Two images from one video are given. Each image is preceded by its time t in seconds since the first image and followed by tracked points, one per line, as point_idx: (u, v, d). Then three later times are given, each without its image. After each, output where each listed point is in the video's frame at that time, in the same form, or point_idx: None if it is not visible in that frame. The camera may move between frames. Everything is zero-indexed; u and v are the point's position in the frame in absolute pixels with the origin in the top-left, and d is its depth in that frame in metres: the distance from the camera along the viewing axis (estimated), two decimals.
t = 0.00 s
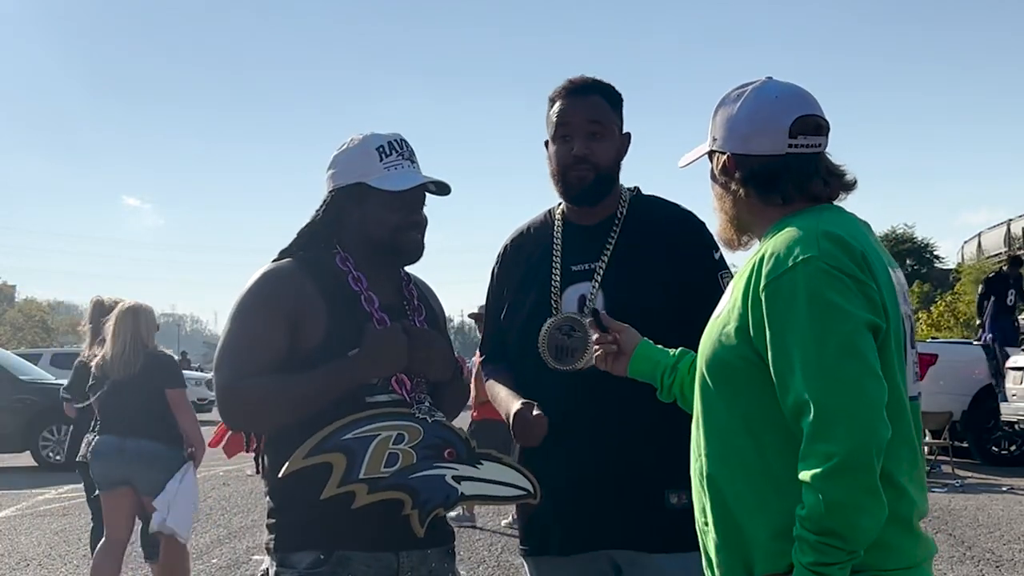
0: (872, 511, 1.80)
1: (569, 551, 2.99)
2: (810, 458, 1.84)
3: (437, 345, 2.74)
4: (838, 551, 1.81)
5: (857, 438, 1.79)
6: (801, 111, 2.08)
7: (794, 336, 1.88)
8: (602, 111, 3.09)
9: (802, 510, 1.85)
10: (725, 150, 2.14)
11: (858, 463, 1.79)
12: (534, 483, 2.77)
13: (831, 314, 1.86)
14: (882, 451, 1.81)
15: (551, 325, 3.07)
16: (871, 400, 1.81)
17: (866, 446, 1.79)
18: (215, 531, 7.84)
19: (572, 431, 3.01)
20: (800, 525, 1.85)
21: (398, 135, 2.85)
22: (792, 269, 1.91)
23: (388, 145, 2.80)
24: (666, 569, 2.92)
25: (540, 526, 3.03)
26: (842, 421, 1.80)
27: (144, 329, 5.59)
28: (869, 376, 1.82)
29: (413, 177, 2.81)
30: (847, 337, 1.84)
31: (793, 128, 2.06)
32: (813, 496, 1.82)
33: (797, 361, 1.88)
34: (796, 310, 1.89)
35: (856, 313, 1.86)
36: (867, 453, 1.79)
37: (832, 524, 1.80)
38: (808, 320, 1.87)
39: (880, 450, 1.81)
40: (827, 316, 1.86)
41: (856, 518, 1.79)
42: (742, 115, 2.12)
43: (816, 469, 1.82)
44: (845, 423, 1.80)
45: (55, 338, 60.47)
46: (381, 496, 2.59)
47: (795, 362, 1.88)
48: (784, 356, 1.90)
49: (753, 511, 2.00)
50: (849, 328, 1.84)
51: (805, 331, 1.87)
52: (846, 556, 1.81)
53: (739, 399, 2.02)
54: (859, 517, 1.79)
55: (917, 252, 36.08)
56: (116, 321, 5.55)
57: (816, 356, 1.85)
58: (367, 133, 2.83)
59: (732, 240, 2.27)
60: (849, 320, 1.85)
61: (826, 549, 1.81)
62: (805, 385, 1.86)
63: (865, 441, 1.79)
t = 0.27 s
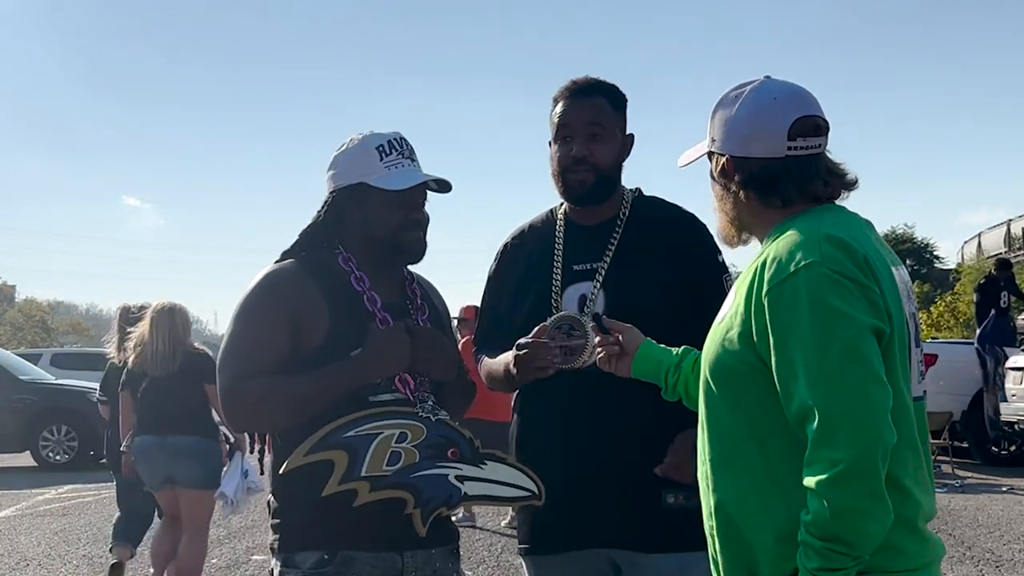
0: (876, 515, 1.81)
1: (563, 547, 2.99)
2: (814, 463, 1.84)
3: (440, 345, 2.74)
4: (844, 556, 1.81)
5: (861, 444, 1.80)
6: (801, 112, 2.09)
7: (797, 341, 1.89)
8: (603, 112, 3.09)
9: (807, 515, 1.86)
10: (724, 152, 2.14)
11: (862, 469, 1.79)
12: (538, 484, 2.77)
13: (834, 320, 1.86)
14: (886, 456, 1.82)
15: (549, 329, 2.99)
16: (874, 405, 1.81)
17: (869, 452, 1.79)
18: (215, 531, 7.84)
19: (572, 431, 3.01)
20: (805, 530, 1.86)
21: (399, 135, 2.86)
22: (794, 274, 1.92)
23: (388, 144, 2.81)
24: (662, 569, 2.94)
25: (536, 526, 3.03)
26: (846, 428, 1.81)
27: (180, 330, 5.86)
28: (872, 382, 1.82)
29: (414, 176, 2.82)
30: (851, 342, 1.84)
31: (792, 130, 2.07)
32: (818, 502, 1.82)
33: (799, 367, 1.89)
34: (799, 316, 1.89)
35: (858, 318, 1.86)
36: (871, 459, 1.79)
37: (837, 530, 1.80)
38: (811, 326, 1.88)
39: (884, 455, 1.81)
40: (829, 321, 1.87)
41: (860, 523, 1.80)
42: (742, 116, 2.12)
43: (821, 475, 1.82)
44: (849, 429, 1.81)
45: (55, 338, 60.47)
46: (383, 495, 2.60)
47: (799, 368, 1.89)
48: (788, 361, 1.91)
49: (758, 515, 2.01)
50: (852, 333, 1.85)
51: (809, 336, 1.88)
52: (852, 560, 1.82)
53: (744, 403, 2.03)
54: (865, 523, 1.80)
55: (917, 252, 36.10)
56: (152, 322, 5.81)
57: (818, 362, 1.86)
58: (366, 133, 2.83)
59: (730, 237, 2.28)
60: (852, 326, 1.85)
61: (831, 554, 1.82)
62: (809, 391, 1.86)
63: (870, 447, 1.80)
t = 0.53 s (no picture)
0: (878, 516, 1.82)
1: (564, 544, 2.99)
2: (820, 461, 1.85)
3: (441, 346, 2.74)
4: (843, 554, 1.83)
5: (871, 445, 1.81)
6: (803, 108, 2.10)
7: (809, 338, 1.89)
8: (610, 112, 3.10)
9: (807, 511, 1.87)
10: (728, 155, 2.15)
11: (869, 470, 1.81)
12: (536, 485, 2.79)
13: (849, 318, 1.87)
14: (892, 457, 1.83)
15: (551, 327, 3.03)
16: (883, 407, 1.82)
17: (876, 453, 1.81)
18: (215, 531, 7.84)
19: (573, 432, 3.02)
20: (805, 527, 1.87)
21: (399, 134, 2.86)
22: (810, 271, 1.92)
23: (388, 143, 2.81)
24: (663, 568, 2.94)
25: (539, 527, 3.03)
26: (856, 427, 1.82)
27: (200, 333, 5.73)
28: (882, 383, 1.84)
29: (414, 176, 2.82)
30: (864, 343, 1.85)
31: (795, 126, 2.07)
32: (822, 500, 1.83)
33: (810, 364, 1.89)
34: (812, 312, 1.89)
35: (872, 319, 1.87)
36: (878, 460, 1.81)
37: (840, 529, 1.82)
38: (825, 323, 1.88)
39: (890, 457, 1.83)
40: (844, 320, 1.87)
41: (863, 523, 1.81)
42: (745, 115, 2.12)
43: (826, 472, 1.83)
44: (861, 429, 1.82)
45: (55, 338, 60.49)
46: (382, 494, 2.61)
47: (808, 365, 1.89)
48: (798, 358, 1.91)
49: (754, 508, 2.02)
50: (867, 333, 1.86)
51: (821, 334, 1.88)
52: (850, 559, 1.83)
53: (747, 398, 2.03)
54: (867, 523, 1.81)
55: (917, 252, 36.09)
56: (173, 326, 5.66)
57: (830, 360, 1.86)
58: (366, 133, 2.84)
59: (738, 239, 2.28)
60: (867, 326, 1.86)
61: (831, 551, 1.83)
62: (819, 389, 1.87)
63: (877, 448, 1.81)
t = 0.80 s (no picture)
0: (900, 510, 1.82)
1: (575, 544, 2.98)
2: (844, 455, 1.84)
3: (440, 346, 2.73)
4: (864, 549, 1.82)
5: (895, 439, 1.80)
6: (801, 110, 2.08)
7: (828, 332, 1.88)
8: (612, 112, 3.09)
9: (828, 507, 1.85)
10: (727, 153, 2.14)
11: (894, 463, 1.80)
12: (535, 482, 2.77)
13: (869, 312, 1.86)
14: (914, 451, 1.83)
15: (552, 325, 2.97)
16: (907, 400, 1.82)
17: (901, 446, 1.80)
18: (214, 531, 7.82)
19: (571, 432, 3.01)
20: (825, 522, 1.85)
21: (398, 136, 2.86)
22: (828, 265, 1.91)
23: (385, 145, 2.81)
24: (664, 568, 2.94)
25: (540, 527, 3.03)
26: (882, 421, 1.81)
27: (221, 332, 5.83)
28: (903, 377, 1.84)
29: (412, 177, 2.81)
30: (886, 337, 1.85)
31: (794, 129, 2.06)
32: (846, 494, 1.81)
33: (831, 358, 1.88)
34: (831, 305, 1.88)
35: (892, 313, 1.87)
36: (903, 453, 1.81)
37: (864, 522, 1.80)
38: (845, 317, 1.87)
39: (912, 451, 1.83)
40: (864, 314, 1.86)
41: (887, 517, 1.80)
42: (745, 115, 2.11)
43: (852, 466, 1.82)
44: (887, 422, 1.81)
45: (55, 337, 60.49)
46: (380, 496, 2.60)
47: (829, 360, 1.88)
48: (817, 352, 1.90)
49: (766, 505, 2.00)
50: (887, 328, 1.86)
51: (841, 328, 1.87)
52: (870, 553, 1.82)
53: (760, 393, 2.01)
54: (890, 517, 1.81)
55: (916, 252, 36.08)
56: (194, 325, 5.78)
57: (854, 354, 1.85)
58: (363, 135, 2.83)
59: (733, 236, 2.28)
60: (888, 321, 1.86)
61: (854, 547, 1.82)
62: (841, 383, 1.86)
63: (903, 441, 1.81)
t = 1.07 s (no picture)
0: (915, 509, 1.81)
1: (570, 547, 2.99)
2: (856, 457, 1.83)
3: (435, 345, 2.72)
4: (882, 549, 1.81)
5: (907, 437, 1.80)
6: (797, 112, 2.08)
7: (833, 334, 1.88)
8: (636, 116, 3.11)
9: (842, 508, 1.85)
10: (724, 154, 2.14)
11: (907, 462, 1.79)
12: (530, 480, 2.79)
13: (873, 313, 1.86)
14: (926, 449, 1.83)
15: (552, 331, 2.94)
16: (915, 399, 1.82)
17: (913, 445, 1.80)
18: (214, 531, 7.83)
19: (570, 434, 3.01)
20: (840, 524, 1.84)
21: (391, 135, 2.85)
22: (830, 266, 1.90)
23: (378, 144, 2.80)
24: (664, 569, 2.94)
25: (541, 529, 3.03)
26: (892, 421, 1.81)
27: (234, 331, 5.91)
28: (911, 376, 1.83)
29: (403, 175, 2.80)
30: (891, 337, 1.84)
31: (789, 131, 2.06)
32: (860, 496, 1.81)
33: (837, 360, 1.87)
34: (834, 308, 1.88)
35: (895, 313, 1.87)
36: (915, 452, 1.80)
37: (879, 523, 1.80)
38: (849, 319, 1.87)
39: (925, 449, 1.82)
40: (868, 315, 1.86)
41: (902, 516, 1.80)
42: (743, 117, 2.11)
43: (865, 468, 1.81)
44: (897, 421, 1.80)
45: (55, 338, 60.50)
46: (378, 496, 2.60)
47: (835, 362, 1.87)
48: (822, 355, 1.89)
49: (781, 509, 2.00)
50: (892, 327, 1.85)
51: (845, 330, 1.87)
52: (888, 553, 1.82)
53: (768, 398, 2.01)
54: (905, 516, 1.80)
55: (916, 252, 36.08)
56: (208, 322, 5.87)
57: (860, 355, 1.85)
58: (356, 135, 2.82)
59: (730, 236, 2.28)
60: (891, 319, 1.86)
61: (871, 548, 1.81)
62: (848, 385, 1.85)
63: (914, 440, 1.80)
